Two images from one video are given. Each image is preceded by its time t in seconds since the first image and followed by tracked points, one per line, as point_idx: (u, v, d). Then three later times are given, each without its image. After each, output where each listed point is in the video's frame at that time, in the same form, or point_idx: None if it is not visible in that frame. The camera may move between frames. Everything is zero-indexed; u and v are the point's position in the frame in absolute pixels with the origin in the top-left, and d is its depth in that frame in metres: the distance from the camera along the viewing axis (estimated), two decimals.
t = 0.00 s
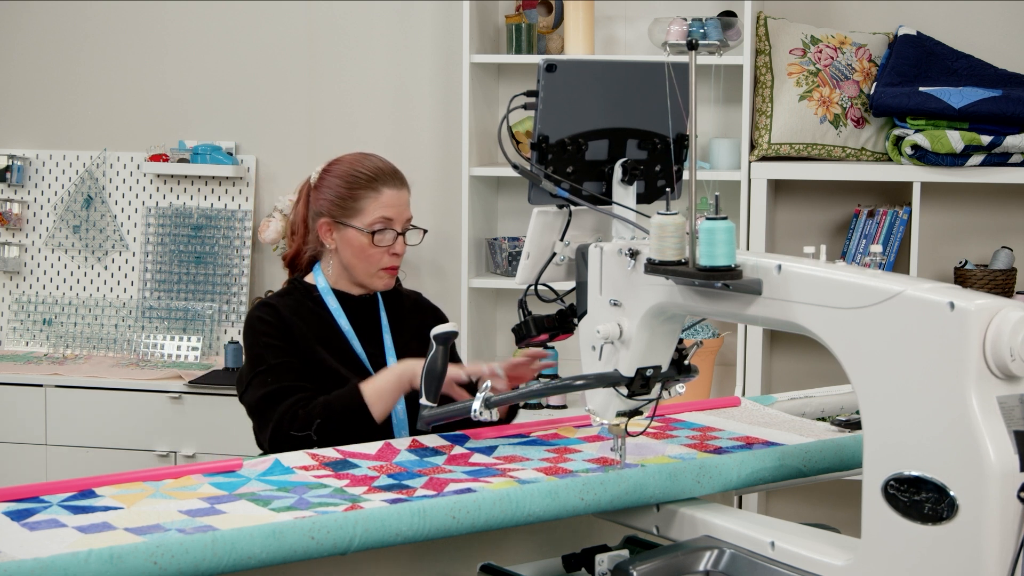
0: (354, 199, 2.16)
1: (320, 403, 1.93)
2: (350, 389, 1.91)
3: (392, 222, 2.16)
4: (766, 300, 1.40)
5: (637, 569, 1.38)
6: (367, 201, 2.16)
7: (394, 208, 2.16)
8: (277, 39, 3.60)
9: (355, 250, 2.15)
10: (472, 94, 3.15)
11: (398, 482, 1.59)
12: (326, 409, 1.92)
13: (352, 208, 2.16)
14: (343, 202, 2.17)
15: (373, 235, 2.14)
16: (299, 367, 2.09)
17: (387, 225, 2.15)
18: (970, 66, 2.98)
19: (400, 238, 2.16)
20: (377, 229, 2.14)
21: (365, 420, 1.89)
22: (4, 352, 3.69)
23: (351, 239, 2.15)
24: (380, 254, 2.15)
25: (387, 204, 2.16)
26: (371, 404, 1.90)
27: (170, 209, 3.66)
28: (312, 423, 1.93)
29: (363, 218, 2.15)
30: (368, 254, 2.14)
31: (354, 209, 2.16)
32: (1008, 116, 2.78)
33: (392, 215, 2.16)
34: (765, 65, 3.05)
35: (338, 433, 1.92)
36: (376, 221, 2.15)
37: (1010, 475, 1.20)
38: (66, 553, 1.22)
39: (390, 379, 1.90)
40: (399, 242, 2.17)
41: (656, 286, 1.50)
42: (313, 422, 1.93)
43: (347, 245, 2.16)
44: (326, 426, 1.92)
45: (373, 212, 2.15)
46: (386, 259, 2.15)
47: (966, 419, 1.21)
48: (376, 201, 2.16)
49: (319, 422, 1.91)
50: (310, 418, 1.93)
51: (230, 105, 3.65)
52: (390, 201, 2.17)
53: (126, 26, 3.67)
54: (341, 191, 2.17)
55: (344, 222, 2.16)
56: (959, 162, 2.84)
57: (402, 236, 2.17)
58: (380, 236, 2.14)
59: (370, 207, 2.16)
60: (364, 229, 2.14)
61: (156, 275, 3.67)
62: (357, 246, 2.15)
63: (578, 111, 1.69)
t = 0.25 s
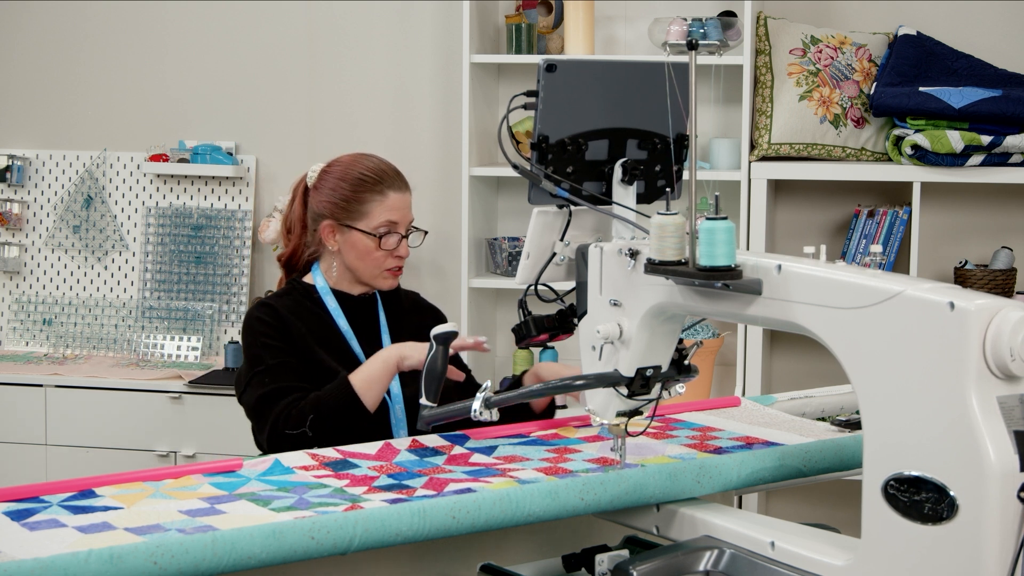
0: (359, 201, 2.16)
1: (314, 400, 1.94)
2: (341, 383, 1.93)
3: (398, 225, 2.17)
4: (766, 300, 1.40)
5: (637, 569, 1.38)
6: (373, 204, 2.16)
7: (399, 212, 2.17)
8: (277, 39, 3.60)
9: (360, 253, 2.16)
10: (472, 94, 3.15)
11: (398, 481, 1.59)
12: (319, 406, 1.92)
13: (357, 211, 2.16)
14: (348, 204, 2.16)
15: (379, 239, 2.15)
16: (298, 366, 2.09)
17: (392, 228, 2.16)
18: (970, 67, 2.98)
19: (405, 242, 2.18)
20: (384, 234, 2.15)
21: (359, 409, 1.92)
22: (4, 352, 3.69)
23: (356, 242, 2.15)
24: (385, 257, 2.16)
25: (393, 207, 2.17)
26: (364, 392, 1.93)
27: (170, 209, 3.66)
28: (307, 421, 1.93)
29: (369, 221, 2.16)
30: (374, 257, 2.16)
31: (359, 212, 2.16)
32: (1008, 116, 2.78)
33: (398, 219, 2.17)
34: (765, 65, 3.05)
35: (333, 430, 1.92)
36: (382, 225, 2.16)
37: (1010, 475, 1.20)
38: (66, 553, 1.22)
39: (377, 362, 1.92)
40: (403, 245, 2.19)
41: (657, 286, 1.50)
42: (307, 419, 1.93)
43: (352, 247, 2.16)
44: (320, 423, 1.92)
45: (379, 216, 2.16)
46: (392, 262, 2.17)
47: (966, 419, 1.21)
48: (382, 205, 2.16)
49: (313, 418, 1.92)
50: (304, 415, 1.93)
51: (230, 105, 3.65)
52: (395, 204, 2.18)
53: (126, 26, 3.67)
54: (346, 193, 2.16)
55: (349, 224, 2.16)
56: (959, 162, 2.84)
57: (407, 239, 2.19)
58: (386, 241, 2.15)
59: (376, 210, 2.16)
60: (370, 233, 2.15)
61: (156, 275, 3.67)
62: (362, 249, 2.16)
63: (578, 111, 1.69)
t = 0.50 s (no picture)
0: (353, 199, 2.17)
1: (314, 405, 1.91)
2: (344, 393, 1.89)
3: (391, 223, 2.16)
4: (766, 300, 1.40)
5: (637, 569, 1.38)
6: (367, 202, 2.16)
7: (393, 210, 2.17)
8: (277, 39, 3.60)
9: (352, 251, 2.15)
10: (472, 94, 3.15)
11: (398, 482, 1.59)
12: (318, 412, 1.90)
13: (351, 208, 2.16)
14: (342, 203, 2.17)
15: (371, 235, 2.14)
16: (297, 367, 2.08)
17: (385, 225, 2.15)
18: (970, 67, 2.98)
19: (399, 240, 2.16)
20: (376, 231, 2.14)
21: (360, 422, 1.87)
22: (4, 352, 3.69)
23: (349, 240, 2.15)
24: (378, 255, 2.15)
25: (386, 205, 2.16)
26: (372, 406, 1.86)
27: (170, 208, 3.66)
28: (306, 425, 1.92)
29: (362, 218, 2.16)
30: (367, 254, 2.15)
31: (353, 209, 2.16)
32: (1008, 116, 2.78)
33: (391, 217, 2.16)
34: (765, 65, 3.05)
35: (332, 435, 1.90)
36: (375, 222, 2.15)
37: (1010, 475, 1.20)
38: (66, 553, 1.22)
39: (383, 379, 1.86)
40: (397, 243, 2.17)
41: (656, 286, 1.50)
42: (307, 424, 1.92)
43: (346, 245, 2.16)
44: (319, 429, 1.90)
45: (372, 213, 2.15)
46: (385, 260, 2.15)
47: (966, 419, 1.21)
48: (375, 203, 2.16)
49: (312, 423, 1.90)
50: (304, 420, 1.92)
51: (230, 105, 3.65)
52: (389, 202, 2.17)
53: (126, 26, 3.67)
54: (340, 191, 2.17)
55: (343, 222, 2.16)
56: (959, 162, 2.84)
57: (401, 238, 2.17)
58: (378, 238, 2.14)
59: (370, 208, 2.16)
60: (362, 230, 2.14)
61: (156, 275, 3.67)
62: (355, 247, 2.15)
63: (578, 111, 1.69)
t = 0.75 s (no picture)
0: (335, 198, 2.15)
1: (305, 408, 1.93)
2: (336, 397, 1.90)
3: (370, 218, 2.12)
4: (766, 300, 1.40)
5: (637, 569, 1.38)
6: (346, 200, 2.14)
7: (372, 205, 2.13)
8: (277, 39, 3.60)
9: (337, 249, 2.15)
10: (472, 94, 3.15)
11: (398, 481, 1.59)
12: (309, 415, 1.92)
13: (331, 207, 2.15)
14: (326, 202, 2.16)
15: (349, 232, 2.12)
16: (294, 367, 2.09)
17: (364, 221, 2.12)
18: (970, 67, 2.98)
19: (380, 234, 2.12)
20: (354, 227, 2.11)
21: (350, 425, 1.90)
22: (4, 352, 3.69)
23: (332, 238, 2.14)
24: (359, 251, 2.12)
25: (365, 200, 2.13)
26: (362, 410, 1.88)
27: (170, 208, 3.66)
28: (296, 428, 1.94)
29: (342, 216, 2.14)
30: (349, 252, 2.13)
31: (335, 208, 2.15)
32: (1008, 116, 2.78)
33: (370, 212, 2.12)
34: (765, 65, 3.05)
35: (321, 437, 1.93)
36: (354, 219, 2.12)
37: (1010, 475, 1.20)
38: (66, 553, 1.22)
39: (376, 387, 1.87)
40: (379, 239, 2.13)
41: (656, 286, 1.50)
42: (298, 427, 1.93)
43: (331, 244, 2.15)
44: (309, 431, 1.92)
45: (351, 210, 2.13)
46: (367, 256, 2.12)
47: (966, 419, 1.21)
48: (354, 199, 2.14)
49: (304, 427, 1.92)
50: (295, 423, 1.93)
51: (230, 105, 3.65)
52: (368, 197, 2.14)
53: (126, 26, 3.67)
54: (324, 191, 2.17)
55: (327, 222, 2.16)
56: (959, 162, 2.84)
57: (382, 232, 2.13)
58: (357, 234, 2.11)
59: (349, 204, 2.13)
60: (342, 227, 2.12)
61: (156, 275, 3.67)
62: (338, 245, 2.14)
63: (578, 111, 1.69)
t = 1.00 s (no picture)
0: (314, 200, 2.09)
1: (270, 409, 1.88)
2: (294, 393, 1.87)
3: (343, 223, 2.06)
4: (766, 300, 1.40)
5: (637, 569, 1.38)
6: (322, 203, 2.08)
7: (344, 209, 2.05)
8: (277, 39, 3.60)
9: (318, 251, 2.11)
10: (472, 94, 3.15)
11: (398, 481, 1.59)
12: (273, 415, 1.87)
13: (310, 209, 2.10)
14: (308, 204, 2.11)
15: (323, 237, 2.07)
16: (281, 369, 2.03)
17: (338, 226, 2.06)
18: (970, 67, 2.98)
19: (353, 240, 2.05)
20: (328, 232, 2.06)
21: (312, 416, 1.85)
22: (4, 352, 3.69)
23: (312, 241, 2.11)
24: (335, 255, 2.07)
25: (339, 205, 2.06)
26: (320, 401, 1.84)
27: (170, 209, 3.66)
28: (263, 430, 1.89)
29: (319, 220, 2.08)
30: (326, 256, 2.08)
31: (313, 211, 2.10)
32: (1008, 116, 2.78)
33: (343, 217, 2.05)
34: (765, 65, 3.05)
35: (287, 437, 1.87)
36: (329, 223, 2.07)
37: (1009, 475, 1.20)
38: (66, 553, 1.22)
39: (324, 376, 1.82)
40: (354, 245, 2.06)
41: (656, 286, 1.50)
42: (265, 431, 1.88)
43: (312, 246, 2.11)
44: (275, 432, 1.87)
45: (326, 214, 2.07)
46: (341, 261, 2.07)
47: (966, 419, 1.21)
48: (328, 203, 2.07)
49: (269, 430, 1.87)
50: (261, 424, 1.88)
51: (230, 105, 3.65)
52: (343, 201, 2.06)
53: (126, 26, 3.67)
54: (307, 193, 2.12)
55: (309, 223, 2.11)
56: (959, 162, 2.84)
57: (356, 237, 2.06)
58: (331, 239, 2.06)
59: (324, 209, 2.07)
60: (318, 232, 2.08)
61: (156, 275, 3.67)
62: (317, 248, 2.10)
63: (578, 111, 1.70)
